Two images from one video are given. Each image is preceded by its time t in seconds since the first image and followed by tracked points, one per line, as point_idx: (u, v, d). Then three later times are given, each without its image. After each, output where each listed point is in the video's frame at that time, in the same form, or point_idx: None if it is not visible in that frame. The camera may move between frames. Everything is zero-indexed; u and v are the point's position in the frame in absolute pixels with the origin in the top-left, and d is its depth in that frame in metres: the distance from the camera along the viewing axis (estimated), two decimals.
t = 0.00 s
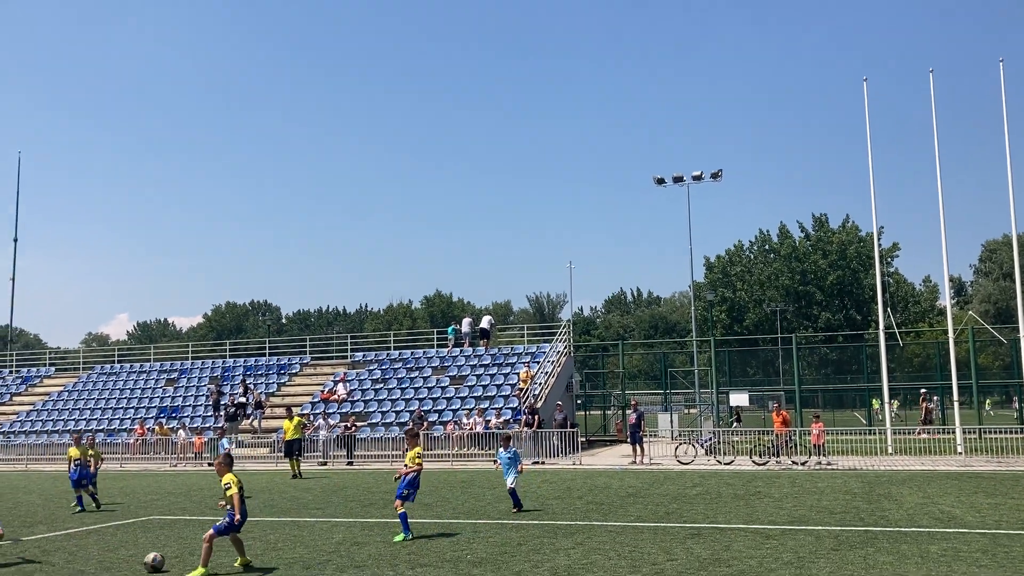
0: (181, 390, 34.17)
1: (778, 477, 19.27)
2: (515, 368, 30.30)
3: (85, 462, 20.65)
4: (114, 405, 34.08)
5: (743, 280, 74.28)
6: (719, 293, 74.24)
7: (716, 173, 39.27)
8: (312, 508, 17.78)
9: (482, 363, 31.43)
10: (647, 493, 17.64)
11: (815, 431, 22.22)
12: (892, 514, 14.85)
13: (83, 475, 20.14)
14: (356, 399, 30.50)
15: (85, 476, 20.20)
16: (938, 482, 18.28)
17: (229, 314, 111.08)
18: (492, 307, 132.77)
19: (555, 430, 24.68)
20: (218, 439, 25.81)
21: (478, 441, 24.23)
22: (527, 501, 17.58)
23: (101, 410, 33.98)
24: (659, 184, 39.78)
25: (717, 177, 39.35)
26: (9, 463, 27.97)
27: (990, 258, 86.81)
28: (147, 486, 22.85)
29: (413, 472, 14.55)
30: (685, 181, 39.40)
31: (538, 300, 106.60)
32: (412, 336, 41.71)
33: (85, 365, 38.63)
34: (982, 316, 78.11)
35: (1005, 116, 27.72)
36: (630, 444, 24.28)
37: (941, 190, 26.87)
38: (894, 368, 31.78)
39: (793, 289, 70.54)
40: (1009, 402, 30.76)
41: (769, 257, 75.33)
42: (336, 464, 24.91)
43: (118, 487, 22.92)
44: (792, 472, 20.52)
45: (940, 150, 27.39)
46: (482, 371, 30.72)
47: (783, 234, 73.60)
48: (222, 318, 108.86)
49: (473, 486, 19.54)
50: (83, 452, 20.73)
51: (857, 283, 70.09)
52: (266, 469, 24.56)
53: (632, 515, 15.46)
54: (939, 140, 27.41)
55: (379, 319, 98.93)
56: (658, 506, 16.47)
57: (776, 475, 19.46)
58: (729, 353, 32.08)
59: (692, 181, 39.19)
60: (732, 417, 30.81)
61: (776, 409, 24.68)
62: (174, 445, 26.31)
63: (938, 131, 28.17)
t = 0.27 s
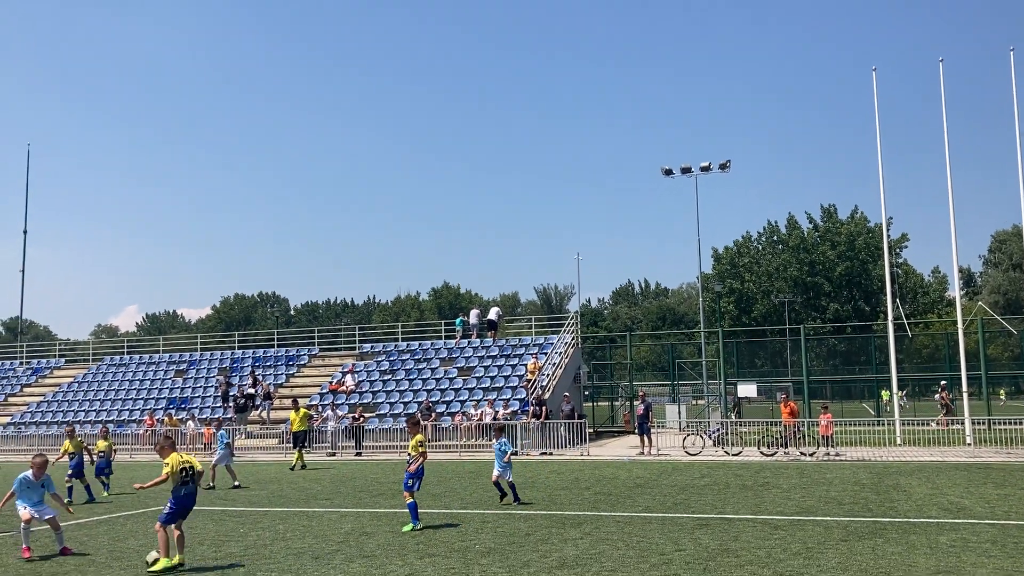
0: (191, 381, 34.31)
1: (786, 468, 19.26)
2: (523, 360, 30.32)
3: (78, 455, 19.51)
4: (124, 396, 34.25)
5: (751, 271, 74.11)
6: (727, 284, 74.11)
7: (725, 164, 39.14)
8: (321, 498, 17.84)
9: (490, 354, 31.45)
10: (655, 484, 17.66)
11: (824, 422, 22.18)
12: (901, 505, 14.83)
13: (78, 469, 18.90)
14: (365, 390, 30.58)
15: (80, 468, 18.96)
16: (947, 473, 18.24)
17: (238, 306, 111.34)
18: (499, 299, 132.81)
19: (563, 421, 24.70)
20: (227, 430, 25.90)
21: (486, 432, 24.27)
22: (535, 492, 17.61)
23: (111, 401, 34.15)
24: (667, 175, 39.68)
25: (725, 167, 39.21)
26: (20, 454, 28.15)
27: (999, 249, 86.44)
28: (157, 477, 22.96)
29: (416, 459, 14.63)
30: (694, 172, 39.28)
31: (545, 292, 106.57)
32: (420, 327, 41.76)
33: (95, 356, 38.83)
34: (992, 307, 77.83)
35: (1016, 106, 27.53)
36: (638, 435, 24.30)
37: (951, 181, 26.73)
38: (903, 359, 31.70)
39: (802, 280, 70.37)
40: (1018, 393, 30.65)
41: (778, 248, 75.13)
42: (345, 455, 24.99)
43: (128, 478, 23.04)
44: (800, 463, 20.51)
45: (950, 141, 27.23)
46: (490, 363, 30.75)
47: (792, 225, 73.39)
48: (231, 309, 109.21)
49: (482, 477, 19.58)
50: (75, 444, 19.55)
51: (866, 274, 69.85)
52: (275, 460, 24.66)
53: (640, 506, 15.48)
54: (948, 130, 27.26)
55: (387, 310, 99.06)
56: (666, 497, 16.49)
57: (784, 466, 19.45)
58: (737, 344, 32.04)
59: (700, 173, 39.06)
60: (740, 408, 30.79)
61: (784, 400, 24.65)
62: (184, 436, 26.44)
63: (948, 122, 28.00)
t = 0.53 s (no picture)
0: (204, 372, 34.46)
1: (800, 459, 19.20)
2: (535, 350, 30.30)
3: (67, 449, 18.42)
4: (138, 387, 34.41)
5: (764, 261, 73.83)
6: (740, 275, 73.85)
7: (738, 154, 38.94)
8: (334, 488, 17.90)
9: (501, 345, 31.45)
10: (668, 475, 17.63)
11: (838, 414, 22.07)
12: (915, 497, 14.75)
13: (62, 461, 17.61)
14: (377, 381, 30.65)
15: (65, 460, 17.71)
16: (962, 464, 18.13)
17: (251, 297, 111.73)
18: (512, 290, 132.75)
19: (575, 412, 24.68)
20: (241, 421, 25.98)
21: (499, 422, 24.27)
22: (548, 482, 17.61)
23: (125, 392, 34.35)
24: (680, 166, 39.51)
25: (739, 157, 39.02)
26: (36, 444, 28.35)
27: (1015, 240, 85.80)
28: (171, 467, 23.08)
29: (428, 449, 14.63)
30: (707, 162, 39.09)
31: (557, 283, 106.51)
32: (432, 318, 41.78)
33: (109, 347, 39.02)
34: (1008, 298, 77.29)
35: None
36: (651, 426, 24.26)
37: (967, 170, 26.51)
38: (917, 350, 31.52)
39: (815, 270, 70.06)
40: None
41: (791, 239, 74.81)
42: (358, 446, 25.05)
43: (143, 467, 23.17)
44: (814, 454, 20.44)
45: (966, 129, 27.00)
46: (503, 353, 30.75)
47: (806, 216, 73.04)
48: (244, 300, 109.56)
49: (495, 468, 19.60)
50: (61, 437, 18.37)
51: (880, 264, 69.46)
52: (288, 450, 24.75)
53: (653, 497, 15.46)
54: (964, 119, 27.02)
55: (399, 301, 99.18)
56: (679, 487, 16.46)
57: (798, 457, 19.38)
58: (751, 335, 31.94)
59: (713, 163, 38.89)
60: (753, 399, 30.70)
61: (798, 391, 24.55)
62: (198, 426, 26.54)
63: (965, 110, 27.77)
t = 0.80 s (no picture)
0: (225, 362, 34.74)
1: (820, 451, 19.12)
2: (553, 342, 30.33)
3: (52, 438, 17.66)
4: (160, 378, 34.74)
5: (784, 253, 73.44)
6: (760, 267, 73.47)
7: (758, 145, 38.70)
8: (355, 478, 18.02)
9: (520, 337, 31.48)
10: (688, 467, 17.63)
11: (859, 406, 21.95)
12: (937, 489, 14.67)
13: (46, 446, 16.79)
14: (396, 372, 30.78)
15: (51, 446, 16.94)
16: (985, 457, 18.01)
17: (271, 289, 112.36)
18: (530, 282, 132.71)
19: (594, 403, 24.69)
20: (262, 411, 26.18)
21: (517, 413, 24.32)
22: (567, 474, 17.64)
23: (148, 382, 34.68)
24: (700, 157, 39.33)
25: (759, 148, 38.76)
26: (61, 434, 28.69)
27: None
28: (193, 457, 23.31)
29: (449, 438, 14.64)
30: (727, 153, 38.89)
31: (576, 274, 106.42)
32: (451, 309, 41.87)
33: (132, 338, 39.40)
34: None
35: None
36: (670, 418, 24.23)
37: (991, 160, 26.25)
38: (939, 342, 31.28)
39: (836, 262, 69.61)
40: None
41: (812, 230, 74.36)
42: (377, 436, 25.20)
43: (166, 457, 23.41)
44: (834, 446, 20.35)
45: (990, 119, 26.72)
46: (521, 345, 30.79)
47: (826, 207, 72.56)
48: (265, 292, 110.16)
49: (513, 459, 19.66)
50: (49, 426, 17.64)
51: (902, 256, 68.92)
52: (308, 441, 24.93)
53: (672, 488, 15.46)
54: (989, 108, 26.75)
55: (418, 293, 99.41)
56: (699, 479, 16.45)
57: (818, 450, 19.30)
58: (770, 327, 31.82)
59: (733, 154, 38.69)
60: (773, 391, 30.61)
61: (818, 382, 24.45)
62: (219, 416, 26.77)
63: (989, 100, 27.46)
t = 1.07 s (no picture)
0: (253, 353, 35.04)
1: (849, 443, 18.96)
2: (579, 334, 30.28)
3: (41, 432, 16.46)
4: (189, 368, 35.11)
5: (813, 244, 72.82)
6: (788, 258, 72.91)
7: (786, 135, 38.35)
8: (381, 469, 18.12)
9: (546, 328, 31.47)
10: (714, 459, 17.56)
11: (888, 398, 21.73)
12: (968, 483, 14.49)
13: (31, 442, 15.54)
14: (422, 364, 30.89)
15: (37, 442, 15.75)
16: (1017, 450, 17.77)
17: (298, 280, 113.13)
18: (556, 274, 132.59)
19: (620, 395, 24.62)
20: (290, 402, 26.38)
21: (543, 405, 24.33)
22: (593, 465, 17.62)
23: (177, 373, 35.06)
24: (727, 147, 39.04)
25: (787, 139, 38.43)
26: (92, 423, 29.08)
27: None
28: (222, 446, 23.54)
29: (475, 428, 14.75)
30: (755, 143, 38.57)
31: (602, 266, 106.20)
32: (476, 301, 41.94)
33: (161, 329, 39.83)
34: None
35: None
36: (696, 410, 24.13)
37: None
38: (970, 334, 30.88)
39: (865, 253, 68.93)
40: None
41: (841, 221, 73.69)
42: (404, 427, 25.32)
43: (195, 447, 23.66)
44: (862, 439, 20.17)
45: None
46: (547, 336, 30.78)
47: (856, 197, 71.85)
48: (292, 283, 110.81)
49: (539, 450, 19.67)
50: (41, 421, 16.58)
51: (932, 247, 68.11)
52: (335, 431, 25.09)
53: (699, 480, 15.40)
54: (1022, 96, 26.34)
55: (444, 285, 99.64)
56: (725, 471, 16.38)
57: (847, 442, 19.13)
58: (798, 319, 31.59)
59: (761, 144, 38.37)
60: (800, 383, 30.39)
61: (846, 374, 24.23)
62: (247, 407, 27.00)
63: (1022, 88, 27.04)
